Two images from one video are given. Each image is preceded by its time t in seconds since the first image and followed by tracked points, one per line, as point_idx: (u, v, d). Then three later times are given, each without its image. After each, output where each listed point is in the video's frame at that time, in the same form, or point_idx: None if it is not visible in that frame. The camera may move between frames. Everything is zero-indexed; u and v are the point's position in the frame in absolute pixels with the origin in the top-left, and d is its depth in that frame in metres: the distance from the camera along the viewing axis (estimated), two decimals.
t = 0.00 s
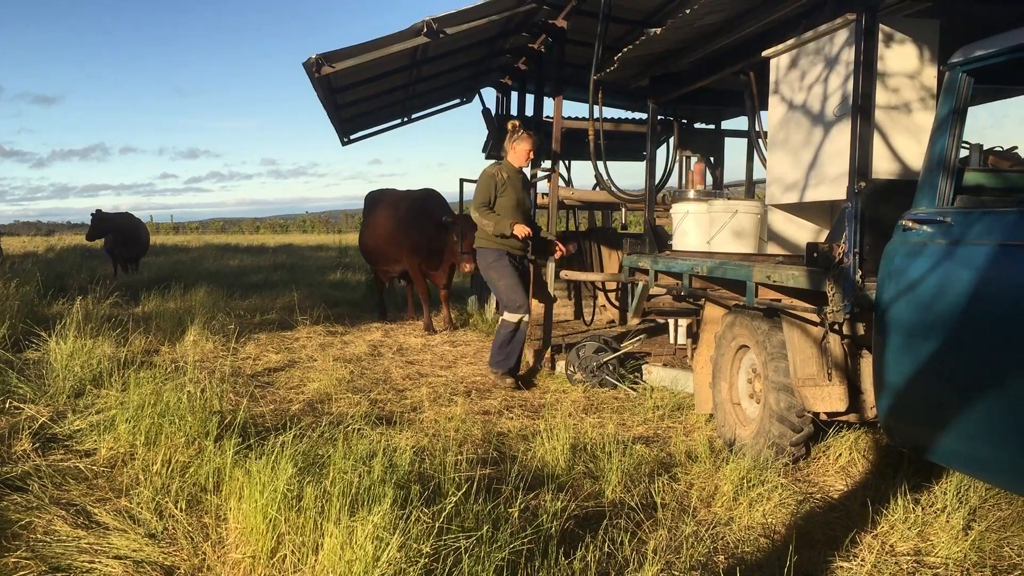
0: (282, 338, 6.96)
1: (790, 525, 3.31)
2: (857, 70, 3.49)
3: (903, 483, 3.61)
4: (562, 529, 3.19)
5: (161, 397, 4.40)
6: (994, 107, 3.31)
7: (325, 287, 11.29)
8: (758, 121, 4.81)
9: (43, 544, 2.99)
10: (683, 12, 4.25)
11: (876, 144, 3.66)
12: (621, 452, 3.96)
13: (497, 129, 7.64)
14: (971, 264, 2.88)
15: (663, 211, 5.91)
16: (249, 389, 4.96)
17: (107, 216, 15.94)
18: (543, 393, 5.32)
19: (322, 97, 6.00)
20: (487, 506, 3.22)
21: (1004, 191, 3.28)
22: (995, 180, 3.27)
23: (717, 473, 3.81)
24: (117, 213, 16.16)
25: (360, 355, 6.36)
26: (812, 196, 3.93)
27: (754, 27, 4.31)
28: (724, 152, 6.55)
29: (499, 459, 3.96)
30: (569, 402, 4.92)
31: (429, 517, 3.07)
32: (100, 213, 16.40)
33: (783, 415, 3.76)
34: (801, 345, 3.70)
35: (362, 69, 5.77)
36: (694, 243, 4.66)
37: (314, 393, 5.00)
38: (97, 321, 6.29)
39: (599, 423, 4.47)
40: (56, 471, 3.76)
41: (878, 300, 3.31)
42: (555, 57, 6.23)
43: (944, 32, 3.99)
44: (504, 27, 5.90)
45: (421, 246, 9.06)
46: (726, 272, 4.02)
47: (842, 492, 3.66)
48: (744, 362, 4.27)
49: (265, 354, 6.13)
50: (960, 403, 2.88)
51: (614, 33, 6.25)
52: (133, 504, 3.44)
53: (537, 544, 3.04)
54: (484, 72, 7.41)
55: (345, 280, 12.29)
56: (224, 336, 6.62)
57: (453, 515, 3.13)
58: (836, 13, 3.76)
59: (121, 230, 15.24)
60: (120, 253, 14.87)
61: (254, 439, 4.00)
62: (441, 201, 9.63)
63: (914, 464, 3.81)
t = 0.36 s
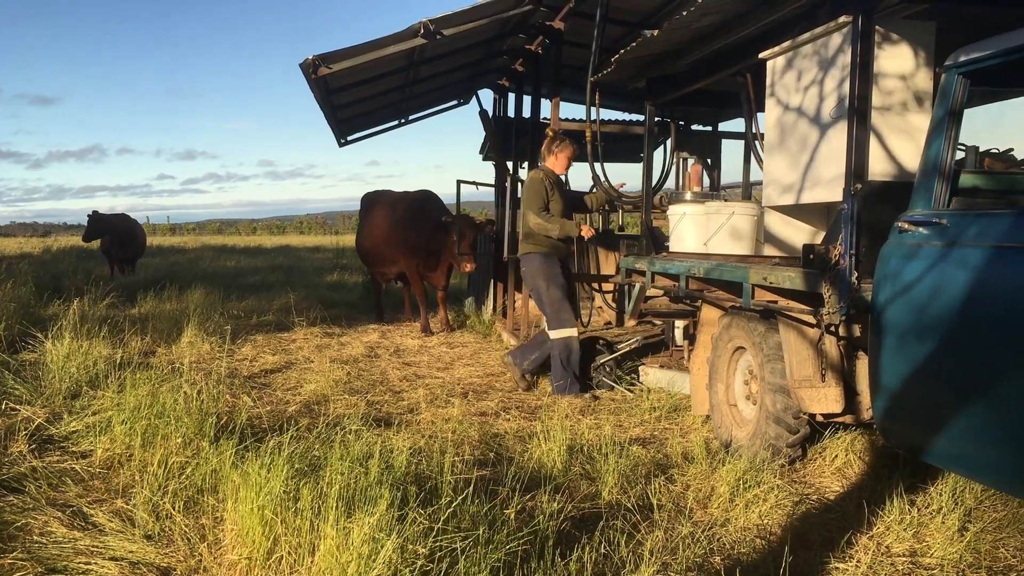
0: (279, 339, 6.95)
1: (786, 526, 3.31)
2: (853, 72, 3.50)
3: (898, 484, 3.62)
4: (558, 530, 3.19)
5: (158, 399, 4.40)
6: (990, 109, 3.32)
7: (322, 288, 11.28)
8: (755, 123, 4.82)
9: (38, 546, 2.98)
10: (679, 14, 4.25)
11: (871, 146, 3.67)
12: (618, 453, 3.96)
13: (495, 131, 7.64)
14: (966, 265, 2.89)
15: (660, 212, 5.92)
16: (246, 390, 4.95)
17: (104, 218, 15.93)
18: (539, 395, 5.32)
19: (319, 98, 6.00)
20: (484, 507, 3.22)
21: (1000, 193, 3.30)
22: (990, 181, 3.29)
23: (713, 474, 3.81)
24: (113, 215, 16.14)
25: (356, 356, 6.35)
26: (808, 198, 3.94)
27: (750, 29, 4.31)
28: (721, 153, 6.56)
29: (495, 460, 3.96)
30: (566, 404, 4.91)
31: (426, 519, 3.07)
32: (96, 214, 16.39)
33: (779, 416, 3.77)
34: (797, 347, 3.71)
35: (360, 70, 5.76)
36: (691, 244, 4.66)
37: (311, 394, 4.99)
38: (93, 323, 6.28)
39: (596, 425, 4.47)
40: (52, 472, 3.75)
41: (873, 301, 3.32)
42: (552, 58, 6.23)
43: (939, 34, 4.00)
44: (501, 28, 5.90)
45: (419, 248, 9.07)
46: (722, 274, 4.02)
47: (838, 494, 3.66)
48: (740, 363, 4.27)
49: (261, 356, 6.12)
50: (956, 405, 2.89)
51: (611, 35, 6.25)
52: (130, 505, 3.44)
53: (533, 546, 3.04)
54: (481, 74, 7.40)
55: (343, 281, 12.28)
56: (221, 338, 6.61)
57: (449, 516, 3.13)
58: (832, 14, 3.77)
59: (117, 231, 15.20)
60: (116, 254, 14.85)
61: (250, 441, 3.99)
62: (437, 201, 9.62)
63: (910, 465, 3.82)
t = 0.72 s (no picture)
0: (275, 341, 6.93)
1: (783, 529, 3.32)
2: (849, 76, 3.51)
3: (894, 486, 3.63)
4: (555, 533, 3.19)
5: (154, 400, 4.38)
6: (986, 113, 3.33)
7: (317, 289, 11.26)
8: (752, 126, 4.82)
9: (35, 548, 2.97)
10: (676, 17, 4.25)
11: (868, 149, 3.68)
12: (615, 456, 3.96)
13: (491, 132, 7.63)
14: (963, 269, 2.91)
15: (656, 214, 5.92)
16: (242, 392, 4.93)
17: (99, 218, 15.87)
18: (536, 397, 5.32)
19: (315, 100, 5.98)
20: (481, 510, 3.22)
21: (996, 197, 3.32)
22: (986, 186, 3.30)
23: (710, 477, 3.82)
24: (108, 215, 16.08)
25: (353, 358, 6.34)
26: (804, 201, 3.94)
27: (746, 32, 4.32)
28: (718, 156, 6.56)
29: (492, 462, 3.96)
30: (562, 406, 4.91)
31: (423, 521, 3.07)
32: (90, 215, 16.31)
33: (775, 419, 3.78)
34: (793, 350, 3.72)
35: (357, 72, 5.75)
36: (687, 247, 4.66)
37: (307, 396, 4.98)
38: (89, 324, 6.25)
39: (592, 427, 4.47)
40: (49, 474, 3.73)
41: (870, 304, 3.33)
42: (549, 61, 6.23)
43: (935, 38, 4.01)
44: (498, 30, 5.90)
45: (416, 251, 9.10)
46: (719, 276, 4.02)
47: (834, 497, 3.67)
48: (737, 366, 4.27)
49: (257, 357, 6.11)
50: (953, 407, 2.91)
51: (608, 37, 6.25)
52: (126, 508, 3.43)
53: (531, 549, 3.04)
54: (478, 76, 7.40)
55: (338, 282, 12.26)
56: (217, 339, 6.59)
57: (446, 519, 3.13)
58: (829, 18, 3.77)
59: (112, 232, 15.14)
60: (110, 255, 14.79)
61: (247, 443, 3.98)
62: (430, 201, 9.61)
63: (905, 468, 3.83)
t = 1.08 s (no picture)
0: (267, 344, 6.91)
1: (776, 532, 3.33)
2: (843, 80, 3.52)
3: (887, 490, 3.64)
4: (549, 537, 3.19)
5: (146, 404, 4.36)
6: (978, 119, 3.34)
7: (310, 292, 11.22)
8: (746, 130, 4.83)
9: (27, 553, 2.95)
10: (670, 21, 4.26)
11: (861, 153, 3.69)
12: (608, 459, 3.96)
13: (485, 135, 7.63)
14: (955, 274, 2.94)
15: (649, 218, 5.92)
16: (235, 396, 4.91)
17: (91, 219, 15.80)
18: (529, 399, 5.31)
19: (308, 102, 5.97)
20: (475, 514, 3.21)
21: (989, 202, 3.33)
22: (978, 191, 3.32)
23: (703, 481, 3.82)
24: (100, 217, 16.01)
25: (345, 361, 6.32)
26: (797, 206, 3.95)
27: (740, 37, 4.32)
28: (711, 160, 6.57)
29: (486, 466, 3.95)
30: (555, 409, 4.90)
31: (416, 525, 3.06)
32: (82, 216, 16.24)
33: (768, 422, 3.78)
34: (786, 353, 3.73)
35: (350, 75, 5.74)
36: (681, 250, 4.66)
37: (300, 399, 4.96)
38: (80, 327, 6.21)
39: (585, 430, 4.47)
40: (40, 478, 3.70)
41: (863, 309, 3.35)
42: (542, 64, 6.23)
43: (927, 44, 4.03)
44: (492, 34, 5.89)
45: (410, 253, 9.07)
46: (712, 280, 4.03)
47: (827, 501, 3.67)
48: (730, 369, 4.27)
49: (250, 360, 6.08)
50: (945, 411, 2.94)
51: (601, 41, 6.26)
52: (118, 512, 3.41)
53: (524, 553, 3.03)
54: (472, 79, 7.40)
55: (331, 285, 12.22)
56: (209, 342, 6.56)
57: (439, 524, 3.12)
58: (822, 24, 3.79)
59: (104, 234, 15.05)
60: (102, 257, 14.73)
61: (240, 446, 3.96)
62: (423, 203, 9.58)
63: (898, 472, 3.84)
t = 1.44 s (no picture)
0: (248, 349, 6.86)
1: (754, 538, 3.34)
2: (821, 88, 3.55)
3: (865, 496, 3.66)
4: (528, 543, 3.18)
5: (124, 409, 4.31)
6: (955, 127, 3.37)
7: (293, 297, 11.15)
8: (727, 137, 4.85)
9: None
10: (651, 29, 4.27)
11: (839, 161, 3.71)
12: (589, 465, 3.95)
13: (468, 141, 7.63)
14: (931, 281, 2.97)
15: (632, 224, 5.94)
16: (213, 401, 4.87)
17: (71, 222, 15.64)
18: (511, 405, 5.29)
19: (290, 107, 5.95)
20: (454, 521, 3.20)
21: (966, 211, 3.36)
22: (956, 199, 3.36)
23: (683, 487, 3.82)
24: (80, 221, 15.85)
25: (326, 366, 6.28)
26: (777, 213, 3.97)
27: (722, 44, 4.37)
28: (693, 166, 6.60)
29: (465, 472, 3.93)
30: (536, 415, 4.89)
31: (394, 532, 3.04)
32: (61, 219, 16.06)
33: (748, 428, 3.80)
34: (766, 359, 3.75)
35: (333, 79, 5.73)
36: (662, 257, 4.67)
37: (280, 405, 4.93)
38: (57, 332, 6.13)
39: (566, 436, 4.46)
40: (14, 485, 3.65)
41: (841, 315, 3.37)
42: (525, 71, 6.24)
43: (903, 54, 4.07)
44: (475, 39, 5.90)
45: (392, 257, 9.10)
46: (692, 287, 4.04)
47: (805, 506, 3.69)
48: (710, 375, 4.28)
49: (230, 366, 6.03)
50: (920, 416, 2.97)
51: (584, 48, 6.29)
52: (94, 519, 3.36)
53: (503, 560, 3.02)
54: (455, 84, 7.40)
55: (314, 290, 12.15)
56: (188, 347, 6.50)
57: (418, 531, 3.10)
58: (801, 33, 3.82)
59: (84, 238, 14.90)
60: (81, 262, 14.57)
61: (218, 452, 3.92)
62: (404, 209, 9.58)
63: (875, 478, 3.87)
